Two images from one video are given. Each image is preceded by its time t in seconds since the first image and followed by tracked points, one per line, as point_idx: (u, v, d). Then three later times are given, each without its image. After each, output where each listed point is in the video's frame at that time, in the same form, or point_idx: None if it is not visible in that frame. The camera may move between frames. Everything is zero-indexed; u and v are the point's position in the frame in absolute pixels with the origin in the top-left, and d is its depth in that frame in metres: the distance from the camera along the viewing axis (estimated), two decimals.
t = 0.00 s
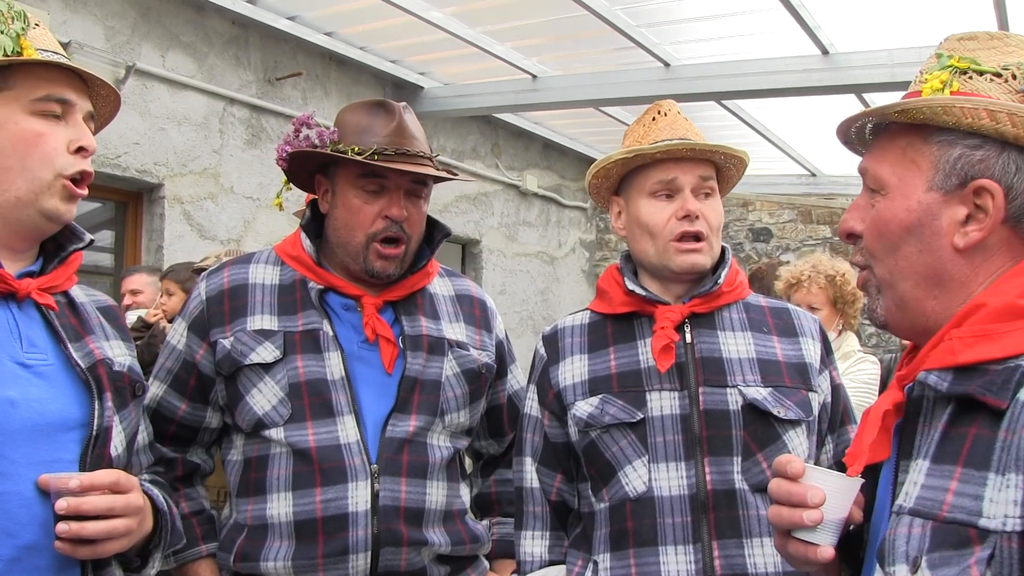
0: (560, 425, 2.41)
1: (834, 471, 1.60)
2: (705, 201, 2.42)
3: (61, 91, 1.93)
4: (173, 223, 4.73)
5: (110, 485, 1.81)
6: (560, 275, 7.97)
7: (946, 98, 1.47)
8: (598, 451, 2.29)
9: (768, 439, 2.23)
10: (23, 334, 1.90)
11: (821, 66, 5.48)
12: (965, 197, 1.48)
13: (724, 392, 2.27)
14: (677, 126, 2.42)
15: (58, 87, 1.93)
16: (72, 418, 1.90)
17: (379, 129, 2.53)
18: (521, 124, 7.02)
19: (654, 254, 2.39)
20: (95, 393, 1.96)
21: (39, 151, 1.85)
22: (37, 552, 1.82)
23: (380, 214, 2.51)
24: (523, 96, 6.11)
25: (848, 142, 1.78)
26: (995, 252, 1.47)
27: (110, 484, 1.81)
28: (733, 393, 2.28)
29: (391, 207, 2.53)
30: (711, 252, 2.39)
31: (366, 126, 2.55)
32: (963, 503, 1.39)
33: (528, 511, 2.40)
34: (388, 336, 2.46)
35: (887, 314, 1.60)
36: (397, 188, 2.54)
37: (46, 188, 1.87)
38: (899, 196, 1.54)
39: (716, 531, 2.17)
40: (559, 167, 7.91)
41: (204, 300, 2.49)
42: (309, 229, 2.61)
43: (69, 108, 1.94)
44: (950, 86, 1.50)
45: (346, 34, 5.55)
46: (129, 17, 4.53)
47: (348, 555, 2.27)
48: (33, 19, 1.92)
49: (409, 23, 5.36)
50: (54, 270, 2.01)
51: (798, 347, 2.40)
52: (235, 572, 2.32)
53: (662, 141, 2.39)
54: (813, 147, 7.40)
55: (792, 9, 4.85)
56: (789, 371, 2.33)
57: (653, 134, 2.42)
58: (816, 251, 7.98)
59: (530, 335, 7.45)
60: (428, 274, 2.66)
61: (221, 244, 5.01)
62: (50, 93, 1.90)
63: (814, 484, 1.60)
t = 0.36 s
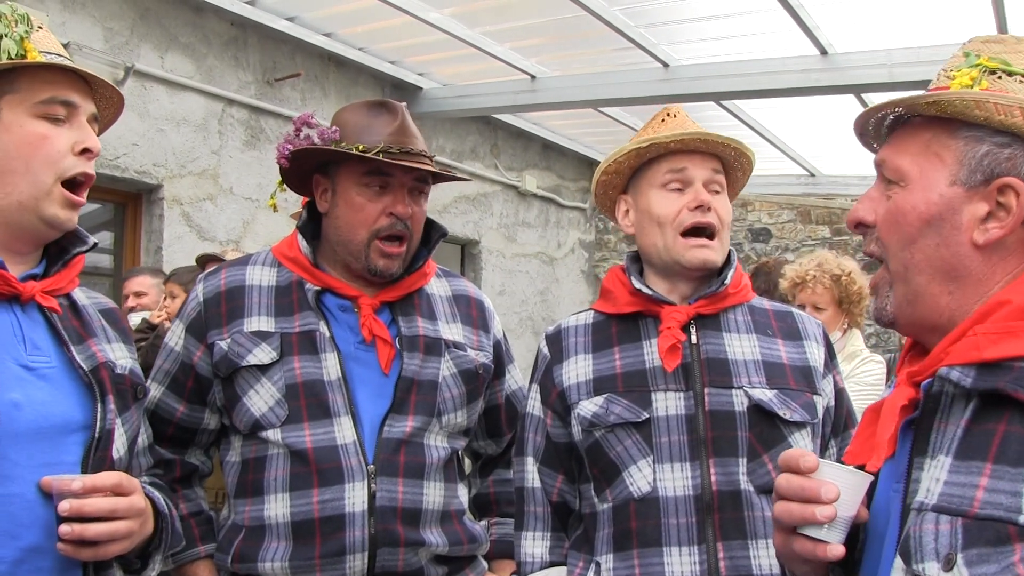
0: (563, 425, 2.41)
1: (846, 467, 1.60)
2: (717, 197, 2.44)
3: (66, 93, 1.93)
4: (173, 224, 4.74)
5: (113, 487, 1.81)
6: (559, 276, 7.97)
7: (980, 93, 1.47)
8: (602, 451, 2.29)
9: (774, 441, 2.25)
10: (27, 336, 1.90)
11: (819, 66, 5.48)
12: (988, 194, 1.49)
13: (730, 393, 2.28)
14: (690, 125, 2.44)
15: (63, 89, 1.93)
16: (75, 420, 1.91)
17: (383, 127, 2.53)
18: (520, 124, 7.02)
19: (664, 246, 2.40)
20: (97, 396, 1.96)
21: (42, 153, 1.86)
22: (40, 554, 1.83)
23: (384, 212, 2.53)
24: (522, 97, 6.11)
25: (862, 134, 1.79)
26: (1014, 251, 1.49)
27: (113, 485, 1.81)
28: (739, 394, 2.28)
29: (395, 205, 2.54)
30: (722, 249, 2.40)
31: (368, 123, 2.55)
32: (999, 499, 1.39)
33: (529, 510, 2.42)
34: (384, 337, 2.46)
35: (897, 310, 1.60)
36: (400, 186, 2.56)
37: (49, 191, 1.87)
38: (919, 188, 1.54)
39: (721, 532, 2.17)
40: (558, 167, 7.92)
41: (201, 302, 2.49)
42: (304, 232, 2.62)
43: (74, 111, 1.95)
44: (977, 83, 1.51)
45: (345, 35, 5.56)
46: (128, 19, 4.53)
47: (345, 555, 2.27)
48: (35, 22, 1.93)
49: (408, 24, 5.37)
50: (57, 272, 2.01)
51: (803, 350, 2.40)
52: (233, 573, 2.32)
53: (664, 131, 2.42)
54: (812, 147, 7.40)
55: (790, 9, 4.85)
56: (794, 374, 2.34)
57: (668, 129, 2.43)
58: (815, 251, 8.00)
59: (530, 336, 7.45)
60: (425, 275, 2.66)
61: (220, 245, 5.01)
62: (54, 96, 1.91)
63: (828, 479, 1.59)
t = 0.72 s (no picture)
0: (574, 422, 2.42)
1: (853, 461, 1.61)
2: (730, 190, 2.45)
3: (74, 92, 1.93)
4: (173, 223, 4.74)
5: (120, 485, 1.81)
6: (559, 275, 7.97)
7: (1014, 89, 1.47)
8: (615, 448, 2.29)
9: (787, 441, 2.25)
10: (35, 335, 1.90)
11: (820, 66, 5.47)
12: (1009, 191, 1.50)
13: (743, 393, 2.28)
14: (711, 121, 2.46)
15: (71, 88, 1.93)
16: (81, 419, 1.90)
17: (392, 122, 2.54)
18: (521, 124, 7.02)
19: (677, 236, 2.40)
20: (104, 395, 1.96)
21: (52, 152, 1.86)
22: (48, 553, 1.83)
23: (396, 204, 2.54)
24: (523, 96, 6.11)
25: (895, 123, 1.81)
26: None
27: (120, 483, 1.81)
28: (753, 395, 2.29)
29: (408, 197, 2.55)
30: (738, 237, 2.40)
31: (376, 118, 2.56)
32: (1001, 497, 1.40)
33: (536, 509, 2.42)
34: (389, 337, 2.46)
35: (910, 301, 1.63)
36: (412, 179, 2.57)
37: (59, 191, 1.87)
38: (941, 179, 1.56)
39: (734, 532, 2.17)
40: (558, 167, 7.92)
41: (204, 302, 2.49)
42: (309, 230, 2.62)
43: (82, 110, 1.95)
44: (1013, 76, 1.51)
45: (346, 34, 5.55)
46: (128, 18, 4.53)
47: (350, 556, 2.27)
48: (43, 21, 1.93)
49: (409, 23, 5.37)
50: (64, 271, 2.01)
51: (815, 353, 2.41)
52: (237, 572, 2.32)
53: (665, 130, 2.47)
54: (812, 147, 7.41)
55: (791, 10, 4.86)
56: (806, 376, 2.35)
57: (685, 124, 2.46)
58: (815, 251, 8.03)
59: (530, 335, 7.45)
60: (429, 273, 2.66)
61: (221, 244, 5.01)
62: (62, 95, 1.91)
63: (836, 473, 1.60)
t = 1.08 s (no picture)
0: (584, 421, 2.44)
1: (854, 459, 1.61)
2: (738, 190, 2.46)
3: (75, 94, 1.93)
4: (172, 224, 4.74)
5: (119, 486, 1.81)
6: (558, 275, 7.98)
7: (1012, 89, 1.48)
8: (622, 448, 2.31)
9: (795, 443, 2.25)
10: (35, 337, 1.90)
11: (818, 67, 5.48)
12: (1011, 191, 1.50)
13: (751, 395, 2.29)
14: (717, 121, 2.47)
15: (71, 90, 1.93)
16: (81, 420, 1.90)
17: (394, 123, 2.54)
18: (520, 124, 7.03)
19: (686, 238, 2.42)
20: (104, 396, 1.95)
21: (53, 153, 1.86)
22: (48, 553, 1.83)
23: (400, 204, 2.54)
24: (522, 97, 6.12)
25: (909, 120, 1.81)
26: None
27: (121, 483, 1.81)
28: (761, 396, 2.29)
29: (411, 197, 2.56)
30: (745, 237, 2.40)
31: (378, 118, 2.56)
32: (986, 498, 1.42)
33: (546, 506, 2.44)
34: (392, 337, 2.47)
35: (915, 299, 1.64)
36: (415, 179, 2.57)
37: (59, 192, 1.87)
38: (947, 178, 1.57)
39: (738, 533, 2.18)
40: (557, 167, 7.92)
41: (207, 303, 2.49)
42: (311, 229, 2.62)
43: (83, 112, 1.95)
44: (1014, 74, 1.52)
45: (345, 35, 5.56)
46: (127, 19, 4.53)
47: (354, 556, 2.27)
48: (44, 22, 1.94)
49: (408, 24, 5.37)
50: (65, 273, 2.01)
51: (827, 354, 2.40)
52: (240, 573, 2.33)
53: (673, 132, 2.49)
54: (811, 147, 7.43)
55: (790, 10, 4.87)
56: (817, 378, 2.34)
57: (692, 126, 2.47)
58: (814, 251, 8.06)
59: (529, 335, 7.46)
60: (430, 275, 2.67)
61: (220, 245, 5.01)
62: (63, 97, 1.91)
63: (837, 471, 1.61)
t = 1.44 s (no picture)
0: (595, 418, 2.55)
1: (851, 451, 1.74)
2: (744, 192, 2.49)
3: (66, 95, 1.93)
4: (170, 224, 4.73)
5: (106, 486, 1.80)
6: (557, 275, 7.98)
7: (988, 89, 1.55)
8: (630, 447, 2.42)
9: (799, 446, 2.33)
10: (25, 335, 1.90)
11: (816, 66, 5.48)
12: (1001, 187, 1.55)
13: (760, 397, 2.37)
14: (718, 123, 2.52)
15: (62, 92, 1.92)
16: (72, 419, 1.90)
17: (393, 124, 2.55)
18: (518, 124, 7.03)
19: (693, 241, 2.49)
20: (95, 395, 1.96)
21: (42, 153, 1.85)
22: (36, 553, 1.82)
23: (397, 205, 2.54)
24: (520, 97, 6.12)
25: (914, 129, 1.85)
26: None
27: (107, 484, 1.81)
28: (769, 398, 2.37)
29: (408, 199, 2.55)
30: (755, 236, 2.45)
31: (377, 119, 2.56)
32: (969, 492, 1.47)
33: (559, 500, 2.55)
34: (391, 338, 2.46)
35: (926, 302, 1.69)
36: (413, 180, 2.57)
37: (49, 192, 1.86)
38: (942, 183, 1.62)
39: (741, 535, 2.27)
40: (556, 167, 7.93)
41: (206, 303, 2.49)
42: (311, 230, 2.62)
43: (74, 114, 1.94)
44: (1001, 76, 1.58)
45: (343, 35, 5.56)
46: (125, 19, 4.52)
47: (354, 556, 2.27)
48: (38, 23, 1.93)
49: (406, 24, 5.36)
50: (56, 272, 2.01)
51: (841, 355, 2.46)
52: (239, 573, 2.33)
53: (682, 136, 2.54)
54: (809, 147, 7.43)
55: (789, 10, 4.87)
56: (829, 380, 2.41)
57: (695, 130, 2.53)
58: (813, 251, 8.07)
59: (527, 336, 7.46)
60: (430, 275, 2.67)
61: (218, 245, 5.01)
62: (53, 98, 1.90)
63: (836, 463, 1.74)
